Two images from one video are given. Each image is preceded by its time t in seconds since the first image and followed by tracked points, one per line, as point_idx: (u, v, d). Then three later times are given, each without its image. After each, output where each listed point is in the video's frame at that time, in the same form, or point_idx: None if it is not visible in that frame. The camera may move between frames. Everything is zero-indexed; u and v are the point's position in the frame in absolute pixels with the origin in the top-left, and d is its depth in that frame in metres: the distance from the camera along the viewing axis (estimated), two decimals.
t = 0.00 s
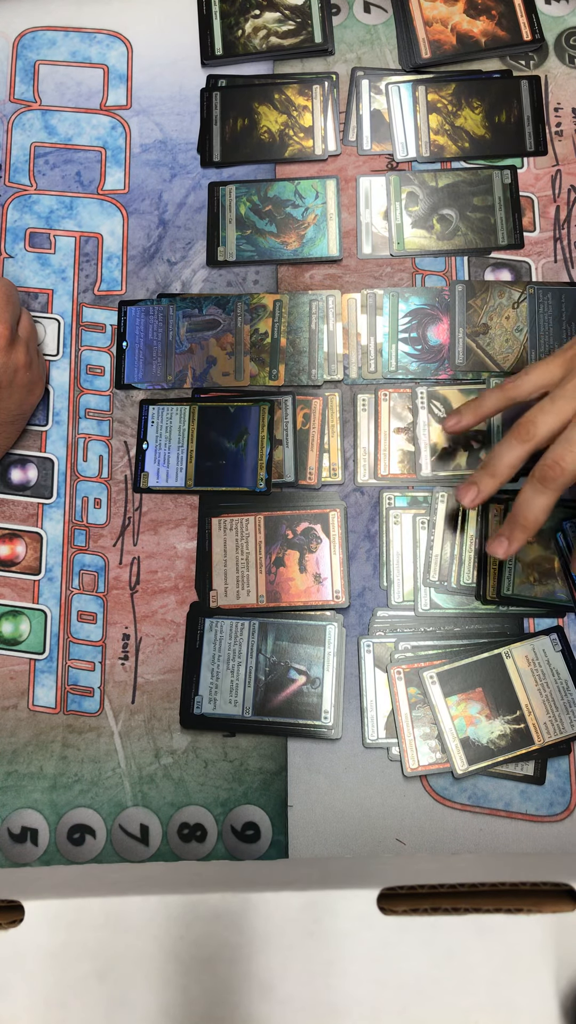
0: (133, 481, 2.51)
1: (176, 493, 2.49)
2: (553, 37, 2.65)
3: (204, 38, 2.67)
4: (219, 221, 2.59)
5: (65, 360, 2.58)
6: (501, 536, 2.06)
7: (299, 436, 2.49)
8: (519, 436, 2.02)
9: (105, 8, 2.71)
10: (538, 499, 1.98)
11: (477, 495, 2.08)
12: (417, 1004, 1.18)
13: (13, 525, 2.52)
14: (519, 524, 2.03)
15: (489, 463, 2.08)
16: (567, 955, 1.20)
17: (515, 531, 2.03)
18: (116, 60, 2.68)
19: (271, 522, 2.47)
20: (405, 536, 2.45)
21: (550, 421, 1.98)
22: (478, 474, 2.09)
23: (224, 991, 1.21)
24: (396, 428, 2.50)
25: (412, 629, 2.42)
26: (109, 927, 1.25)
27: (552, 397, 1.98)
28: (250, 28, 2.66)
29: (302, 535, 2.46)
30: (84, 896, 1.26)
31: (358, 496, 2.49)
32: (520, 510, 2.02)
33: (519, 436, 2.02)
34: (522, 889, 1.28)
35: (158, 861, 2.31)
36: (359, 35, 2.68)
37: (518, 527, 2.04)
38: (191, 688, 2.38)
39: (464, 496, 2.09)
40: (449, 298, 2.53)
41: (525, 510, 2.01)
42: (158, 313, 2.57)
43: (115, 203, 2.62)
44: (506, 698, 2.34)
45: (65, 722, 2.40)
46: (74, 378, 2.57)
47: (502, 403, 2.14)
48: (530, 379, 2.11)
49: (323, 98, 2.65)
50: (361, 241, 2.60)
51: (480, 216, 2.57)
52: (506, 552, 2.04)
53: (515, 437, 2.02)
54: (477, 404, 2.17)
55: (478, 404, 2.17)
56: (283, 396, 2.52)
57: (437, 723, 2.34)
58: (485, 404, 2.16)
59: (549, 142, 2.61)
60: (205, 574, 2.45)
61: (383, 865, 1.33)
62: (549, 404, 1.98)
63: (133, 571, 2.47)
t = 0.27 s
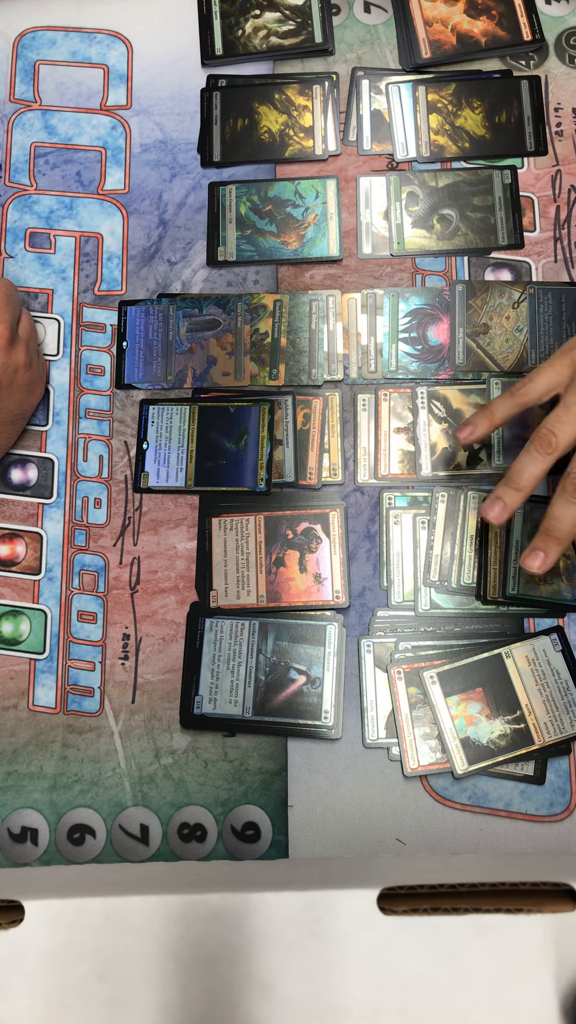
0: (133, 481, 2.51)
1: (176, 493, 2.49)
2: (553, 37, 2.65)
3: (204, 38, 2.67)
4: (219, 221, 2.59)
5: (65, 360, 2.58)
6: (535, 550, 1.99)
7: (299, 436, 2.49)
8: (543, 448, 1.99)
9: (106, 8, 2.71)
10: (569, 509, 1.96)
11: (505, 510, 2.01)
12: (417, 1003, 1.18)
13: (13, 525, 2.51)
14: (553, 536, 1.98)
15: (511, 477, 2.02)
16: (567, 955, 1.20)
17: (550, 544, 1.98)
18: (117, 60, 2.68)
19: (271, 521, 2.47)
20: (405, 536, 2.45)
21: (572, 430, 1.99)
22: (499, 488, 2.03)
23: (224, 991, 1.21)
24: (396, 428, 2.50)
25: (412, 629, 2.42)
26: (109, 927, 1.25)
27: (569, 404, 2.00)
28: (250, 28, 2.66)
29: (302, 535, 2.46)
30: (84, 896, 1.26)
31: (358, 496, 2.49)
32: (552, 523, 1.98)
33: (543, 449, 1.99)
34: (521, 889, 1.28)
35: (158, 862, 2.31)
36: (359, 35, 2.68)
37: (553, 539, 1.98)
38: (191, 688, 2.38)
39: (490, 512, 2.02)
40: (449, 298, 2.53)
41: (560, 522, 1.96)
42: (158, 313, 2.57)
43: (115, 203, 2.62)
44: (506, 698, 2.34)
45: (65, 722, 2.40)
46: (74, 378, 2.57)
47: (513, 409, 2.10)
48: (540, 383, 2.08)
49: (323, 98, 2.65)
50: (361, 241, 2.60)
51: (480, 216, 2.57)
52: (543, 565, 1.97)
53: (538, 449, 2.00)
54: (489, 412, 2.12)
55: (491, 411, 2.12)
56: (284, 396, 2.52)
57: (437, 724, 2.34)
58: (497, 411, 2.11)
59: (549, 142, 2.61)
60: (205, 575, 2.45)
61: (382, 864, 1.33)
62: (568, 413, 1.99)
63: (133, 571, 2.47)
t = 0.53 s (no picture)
0: (134, 481, 2.51)
1: (176, 493, 2.49)
2: (553, 37, 2.65)
3: (204, 38, 2.67)
4: (219, 221, 2.59)
5: (65, 360, 2.58)
6: (530, 547, 2.03)
7: (299, 436, 2.49)
8: (533, 447, 2.03)
9: (105, 8, 2.71)
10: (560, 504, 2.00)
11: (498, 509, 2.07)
12: (417, 1003, 1.18)
13: (13, 525, 2.51)
14: (547, 532, 2.02)
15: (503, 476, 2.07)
16: (567, 955, 1.20)
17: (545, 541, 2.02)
18: (116, 60, 2.68)
19: (271, 521, 2.47)
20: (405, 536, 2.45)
21: (560, 427, 2.02)
22: (494, 487, 2.08)
23: (224, 991, 1.21)
24: (396, 428, 2.50)
25: (412, 629, 2.42)
26: (109, 927, 1.25)
27: (557, 402, 2.03)
28: (250, 28, 2.66)
29: (302, 535, 2.46)
30: (84, 896, 1.26)
31: (358, 496, 2.49)
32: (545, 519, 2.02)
33: (533, 447, 2.03)
34: (521, 889, 1.28)
35: (158, 862, 2.31)
36: (359, 35, 2.68)
37: (547, 535, 2.02)
38: (191, 688, 2.38)
39: (485, 511, 2.07)
40: (449, 298, 2.53)
41: (552, 518, 2.00)
42: (158, 313, 2.57)
43: (115, 203, 2.62)
44: (506, 698, 2.34)
45: (65, 722, 2.40)
46: (74, 378, 2.57)
47: (505, 409, 2.14)
48: (531, 382, 2.11)
49: (323, 98, 2.65)
50: (362, 241, 2.59)
51: (481, 216, 2.57)
52: (537, 562, 2.01)
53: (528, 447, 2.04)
54: (481, 412, 2.18)
55: (483, 412, 2.17)
56: (283, 396, 2.52)
57: (437, 724, 2.34)
58: (490, 412, 2.17)
59: (549, 142, 2.61)
60: (205, 574, 2.45)
61: (383, 865, 1.33)
62: (555, 411, 2.02)
63: (133, 571, 2.47)
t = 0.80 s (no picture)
0: (133, 481, 2.51)
1: (176, 493, 2.49)
2: (553, 37, 2.65)
3: (204, 38, 2.67)
4: (219, 221, 2.59)
5: (65, 360, 2.58)
6: (520, 542, 2.09)
7: (299, 436, 2.49)
8: (522, 445, 2.06)
9: (105, 8, 2.71)
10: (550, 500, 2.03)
11: (489, 505, 2.15)
12: (417, 1003, 1.18)
13: (13, 525, 2.51)
14: (538, 529, 2.07)
15: (496, 474, 2.13)
16: (567, 955, 1.20)
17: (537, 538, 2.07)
18: (116, 60, 2.68)
19: (271, 522, 2.47)
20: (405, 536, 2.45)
21: (551, 424, 2.03)
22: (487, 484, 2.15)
23: (224, 991, 1.21)
24: (396, 428, 2.50)
25: (412, 629, 2.42)
26: (109, 927, 1.25)
27: (547, 399, 2.03)
28: (250, 28, 2.66)
29: (302, 535, 2.46)
30: (84, 896, 1.26)
31: (357, 496, 2.49)
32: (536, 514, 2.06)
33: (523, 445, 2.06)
34: (522, 889, 1.28)
35: (159, 861, 2.31)
36: (359, 35, 2.68)
37: (537, 530, 2.08)
38: (191, 688, 2.38)
39: (478, 506, 2.16)
40: (449, 298, 2.53)
41: (542, 514, 2.04)
42: (158, 313, 2.57)
43: (115, 203, 2.62)
44: (506, 698, 2.34)
45: (65, 722, 2.40)
46: (74, 378, 2.57)
47: (500, 407, 2.16)
48: (525, 380, 2.12)
49: (323, 98, 2.65)
50: (361, 241, 2.59)
51: (481, 215, 2.57)
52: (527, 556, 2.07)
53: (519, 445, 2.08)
54: (476, 412, 2.22)
55: (478, 412, 2.21)
56: (283, 396, 2.52)
57: (437, 723, 2.34)
58: (484, 411, 2.20)
59: (549, 142, 2.61)
60: (205, 574, 2.45)
61: (383, 865, 1.33)
62: (545, 408, 2.03)
63: (133, 571, 2.47)
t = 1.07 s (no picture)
0: (133, 481, 2.51)
1: (176, 493, 2.49)
2: (553, 37, 2.65)
3: (204, 38, 2.67)
4: (219, 221, 2.59)
5: (65, 360, 2.58)
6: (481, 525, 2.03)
7: (299, 436, 2.49)
8: (498, 426, 2.01)
9: (106, 8, 2.71)
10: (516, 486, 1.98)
11: (458, 482, 2.08)
12: (418, 1003, 1.18)
13: (13, 525, 2.51)
14: (501, 512, 1.99)
15: (467, 452, 2.09)
16: (567, 955, 1.20)
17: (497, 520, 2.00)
18: (116, 60, 2.68)
19: (271, 522, 2.47)
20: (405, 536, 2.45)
21: (528, 408, 2.00)
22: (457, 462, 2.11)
23: (224, 991, 1.21)
24: (396, 428, 2.50)
25: (412, 629, 2.42)
26: (109, 928, 1.25)
27: (527, 384, 2.00)
28: (250, 28, 2.66)
29: (302, 535, 2.46)
30: (84, 896, 1.26)
31: (357, 496, 2.49)
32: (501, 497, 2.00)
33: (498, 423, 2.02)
34: (522, 889, 1.28)
35: (158, 862, 2.31)
36: (359, 35, 2.68)
37: (499, 515, 2.01)
38: (191, 688, 2.38)
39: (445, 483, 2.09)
40: (449, 298, 2.53)
41: (506, 498, 1.98)
42: (158, 313, 2.57)
43: (115, 203, 2.62)
44: (506, 698, 2.34)
45: (65, 722, 2.40)
46: (74, 378, 2.57)
47: (480, 389, 2.14)
48: (506, 365, 2.10)
49: (323, 98, 2.65)
50: (361, 241, 2.60)
51: (481, 216, 2.57)
52: (485, 538, 2.01)
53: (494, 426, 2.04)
54: (455, 393, 2.18)
55: (458, 393, 2.17)
56: (283, 396, 2.52)
57: (437, 724, 2.34)
58: (463, 391, 2.17)
59: (549, 142, 2.61)
60: (205, 574, 2.45)
61: (383, 865, 1.33)
62: (525, 391, 1.99)
63: (133, 571, 2.47)
